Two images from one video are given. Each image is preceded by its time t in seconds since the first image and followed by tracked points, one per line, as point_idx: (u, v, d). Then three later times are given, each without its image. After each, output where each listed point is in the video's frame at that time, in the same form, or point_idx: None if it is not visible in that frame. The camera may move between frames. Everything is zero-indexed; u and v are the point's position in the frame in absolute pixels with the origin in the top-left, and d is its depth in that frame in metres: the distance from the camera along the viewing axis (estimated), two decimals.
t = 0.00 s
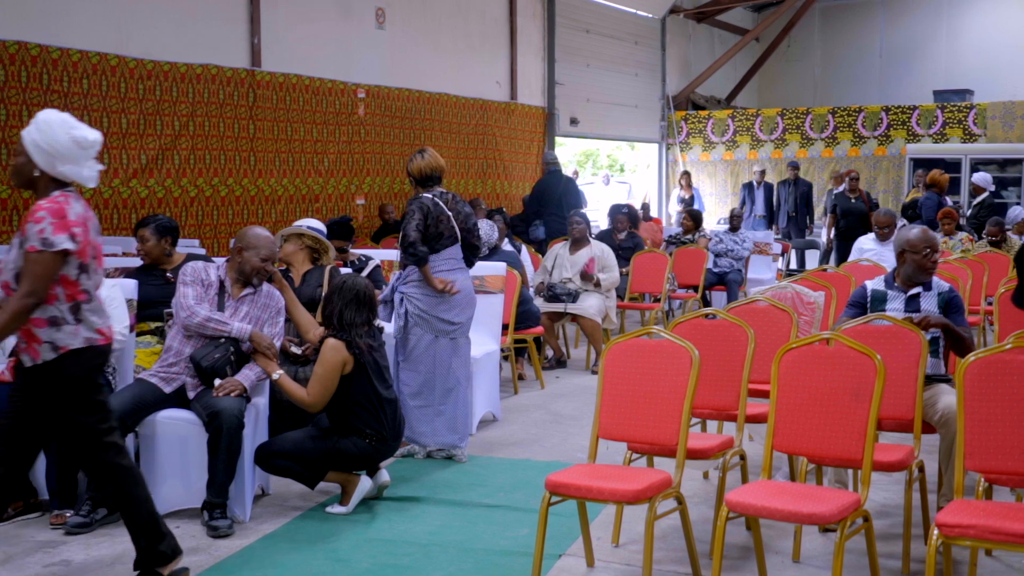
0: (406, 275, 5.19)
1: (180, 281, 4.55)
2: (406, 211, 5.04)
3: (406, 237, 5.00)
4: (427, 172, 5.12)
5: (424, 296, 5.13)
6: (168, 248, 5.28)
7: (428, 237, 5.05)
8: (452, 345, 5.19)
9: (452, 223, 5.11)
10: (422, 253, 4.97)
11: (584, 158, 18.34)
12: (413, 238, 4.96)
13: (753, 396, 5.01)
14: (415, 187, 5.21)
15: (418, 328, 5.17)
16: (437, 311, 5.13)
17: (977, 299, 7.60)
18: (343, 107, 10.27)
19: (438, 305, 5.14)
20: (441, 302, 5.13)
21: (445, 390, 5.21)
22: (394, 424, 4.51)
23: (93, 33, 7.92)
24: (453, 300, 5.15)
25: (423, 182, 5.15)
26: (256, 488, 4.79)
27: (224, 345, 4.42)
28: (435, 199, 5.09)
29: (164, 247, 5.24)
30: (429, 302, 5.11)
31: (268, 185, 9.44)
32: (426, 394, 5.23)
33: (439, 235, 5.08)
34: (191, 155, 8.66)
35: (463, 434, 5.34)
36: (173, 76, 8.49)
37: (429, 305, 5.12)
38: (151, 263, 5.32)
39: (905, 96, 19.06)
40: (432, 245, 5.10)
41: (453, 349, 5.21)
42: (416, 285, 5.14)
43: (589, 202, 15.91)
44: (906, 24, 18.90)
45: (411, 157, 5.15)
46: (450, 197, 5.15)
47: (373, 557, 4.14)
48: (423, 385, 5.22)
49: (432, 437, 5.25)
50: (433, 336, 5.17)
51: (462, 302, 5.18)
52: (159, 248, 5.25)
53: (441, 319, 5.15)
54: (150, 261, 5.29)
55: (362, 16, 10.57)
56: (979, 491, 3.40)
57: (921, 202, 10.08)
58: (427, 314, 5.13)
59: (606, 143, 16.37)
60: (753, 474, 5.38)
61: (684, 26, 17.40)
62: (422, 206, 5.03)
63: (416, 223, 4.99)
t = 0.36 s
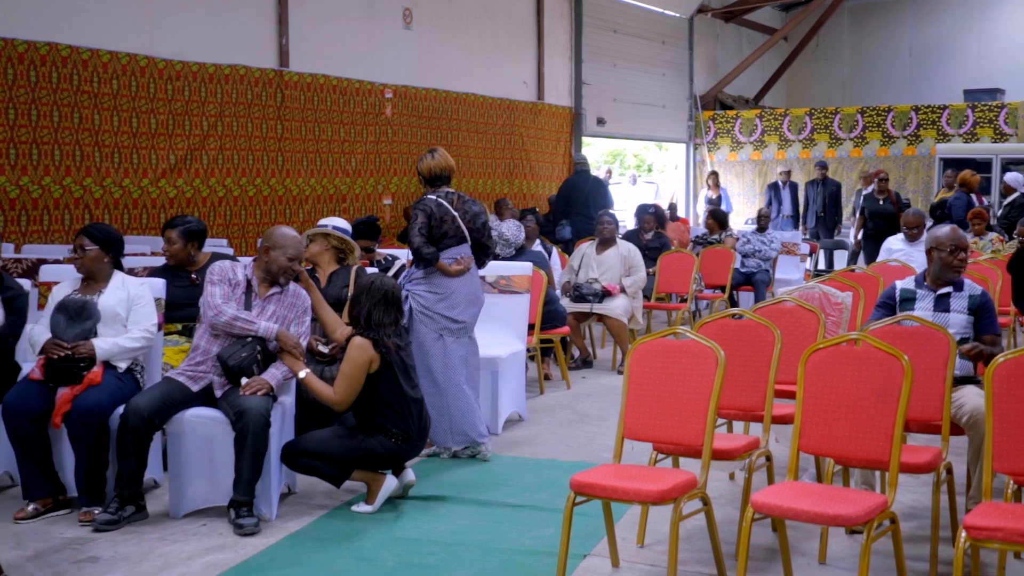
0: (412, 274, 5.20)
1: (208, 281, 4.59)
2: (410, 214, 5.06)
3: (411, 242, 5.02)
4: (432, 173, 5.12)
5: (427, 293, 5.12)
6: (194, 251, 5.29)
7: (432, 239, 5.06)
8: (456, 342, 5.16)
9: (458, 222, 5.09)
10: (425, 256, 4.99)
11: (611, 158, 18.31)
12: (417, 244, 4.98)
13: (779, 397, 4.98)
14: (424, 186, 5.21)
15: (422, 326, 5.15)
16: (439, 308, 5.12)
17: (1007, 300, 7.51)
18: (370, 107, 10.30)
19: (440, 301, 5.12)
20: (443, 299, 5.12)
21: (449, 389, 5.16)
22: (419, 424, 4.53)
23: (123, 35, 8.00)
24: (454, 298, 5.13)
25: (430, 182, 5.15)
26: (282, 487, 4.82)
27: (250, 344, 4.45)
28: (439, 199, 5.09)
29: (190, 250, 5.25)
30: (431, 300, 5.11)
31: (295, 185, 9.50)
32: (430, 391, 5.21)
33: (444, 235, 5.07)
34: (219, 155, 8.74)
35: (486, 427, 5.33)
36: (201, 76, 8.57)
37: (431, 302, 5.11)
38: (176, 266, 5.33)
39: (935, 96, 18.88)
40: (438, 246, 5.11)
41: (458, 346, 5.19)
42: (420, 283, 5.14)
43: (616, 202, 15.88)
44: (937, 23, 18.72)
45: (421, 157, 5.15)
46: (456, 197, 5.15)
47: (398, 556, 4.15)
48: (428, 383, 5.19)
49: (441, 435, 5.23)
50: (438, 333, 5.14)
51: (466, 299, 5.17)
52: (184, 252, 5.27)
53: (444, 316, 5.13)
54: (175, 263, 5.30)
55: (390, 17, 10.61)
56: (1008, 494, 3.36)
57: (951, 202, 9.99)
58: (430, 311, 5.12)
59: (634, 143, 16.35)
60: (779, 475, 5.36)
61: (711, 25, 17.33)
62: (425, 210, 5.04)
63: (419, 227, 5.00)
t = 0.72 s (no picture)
0: (435, 274, 5.24)
1: (239, 280, 4.61)
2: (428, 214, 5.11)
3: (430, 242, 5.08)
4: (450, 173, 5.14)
5: (449, 292, 5.15)
6: (213, 253, 5.34)
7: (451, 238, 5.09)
8: (478, 340, 5.15)
9: (476, 221, 5.10)
10: (442, 254, 5.04)
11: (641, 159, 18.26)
12: (434, 244, 5.04)
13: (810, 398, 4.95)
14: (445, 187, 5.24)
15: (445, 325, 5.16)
16: (461, 307, 5.14)
17: None
18: (401, 107, 10.32)
19: (462, 300, 5.14)
20: (465, 298, 5.14)
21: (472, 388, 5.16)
22: (449, 424, 4.55)
23: (156, 35, 8.08)
24: (475, 295, 5.14)
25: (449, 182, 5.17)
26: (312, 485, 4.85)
27: (281, 342, 4.48)
28: (457, 199, 5.11)
29: (210, 252, 5.31)
30: (453, 298, 5.13)
31: (326, 184, 9.55)
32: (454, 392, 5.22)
33: (463, 235, 5.10)
34: (250, 155, 8.81)
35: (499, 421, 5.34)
36: (233, 77, 8.64)
37: (453, 301, 5.13)
38: (195, 268, 5.39)
39: (969, 95, 18.67)
40: (458, 245, 5.15)
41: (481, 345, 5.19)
42: (442, 282, 5.17)
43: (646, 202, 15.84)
44: (970, 21, 18.50)
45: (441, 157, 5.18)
46: (475, 196, 5.16)
47: (427, 555, 4.17)
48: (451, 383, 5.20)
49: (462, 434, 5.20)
50: (460, 332, 5.13)
51: (488, 298, 5.17)
52: (204, 254, 5.32)
53: (466, 314, 5.14)
54: (195, 264, 5.36)
55: (419, 17, 10.64)
56: None
57: (983, 202, 9.88)
58: (453, 310, 5.13)
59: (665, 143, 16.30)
60: (809, 476, 5.32)
61: (742, 25, 17.25)
62: (442, 210, 5.07)
63: (436, 227, 5.05)
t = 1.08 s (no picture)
0: (478, 272, 5.18)
1: (273, 280, 4.63)
2: (476, 213, 5.03)
3: (482, 241, 5.02)
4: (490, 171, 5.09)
5: (497, 290, 5.10)
6: (234, 255, 5.34)
7: (501, 237, 5.05)
8: (525, 336, 5.16)
9: (522, 219, 5.09)
10: (500, 252, 4.99)
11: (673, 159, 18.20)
12: (493, 243, 4.98)
13: (845, 399, 4.90)
14: (478, 187, 5.17)
15: (492, 322, 5.12)
16: (510, 304, 5.11)
17: None
18: (433, 106, 10.32)
19: (510, 298, 5.10)
20: (514, 295, 5.10)
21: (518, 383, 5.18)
22: (482, 423, 4.55)
23: (191, 36, 8.15)
24: (524, 293, 5.13)
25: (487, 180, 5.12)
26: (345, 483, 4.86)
27: (314, 342, 4.49)
28: (501, 197, 5.08)
29: (230, 254, 5.31)
30: (502, 296, 5.09)
31: (358, 184, 9.58)
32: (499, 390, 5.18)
33: (511, 233, 5.07)
34: (283, 155, 8.86)
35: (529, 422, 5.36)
36: (267, 77, 8.69)
37: (504, 299, 5.09)
38: (218, 270, 5.40)
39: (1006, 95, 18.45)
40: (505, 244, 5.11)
41: (525, 341, 5.19)
42: (490, 280, 5.11)
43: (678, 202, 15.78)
44: (1008, 20, 18.29)
45: (478, 155, 5.11)
46: (514, 195, 5.16)
47: (459, 554, 4.17)
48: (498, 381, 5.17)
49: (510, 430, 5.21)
50: (507, 330, 5.12)
51: (533, 294, 5.16)
52: (225, 256, 5.33)
53: (514, 311, 5.12)
54: (216, 266, 5.36)
55: (452, 16, 10.65)
56: None
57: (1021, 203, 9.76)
58: (503, 307, 5.10)
59: (697, 143, 16.22)
60: (844, 478, 5.27)
61: (776, 24, 17.14)
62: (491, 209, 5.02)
63: (489, 226, 4.99)
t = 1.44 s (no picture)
0: (525, 271, 5.17)
1: (305, 279, 4.65)
2: (528, 213, 5.02)
3: (540, 239, 5.01)
4: (534, 170, 5.07)
5: (548, 288, 5.10)
6: (264, 254, 5.41)
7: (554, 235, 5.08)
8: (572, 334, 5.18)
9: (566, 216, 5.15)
10: (560, 250, 5.02)
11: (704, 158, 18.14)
12: (553, 240, 4.99)
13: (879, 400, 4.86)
14: (514, 187, 5.13)
15: (542, 321, 5.11)
16: (561, 302, 5.11)
17: None
18: (464, 106, 10.33)
19: (561, 296, 5.12)
20: (565, 293, 5.12)
21: (563, 380, 5.19)
22: (513, 421, 4.54)
23: (224, 36, 8.21)
24: (573, 290, 5.16)
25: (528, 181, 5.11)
26: (377, 482, 4.87)
27: (346, 340, 4.51)
28: (546, 195, 5.09)
29: (261, 252, 5.38)
30: (555, 294, 5.09)
31: (390, 184, 9.60)
32: (548, 388, 5.16)
33: (560, 231, 5.11)
34: (315, 154, 8.89)
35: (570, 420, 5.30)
36: (300, 77, 8.73)
37: (556, 297, 5.09)
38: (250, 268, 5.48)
39: None
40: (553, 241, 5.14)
41: (570, 339, 5.21)
42: (541, 279, 5.11)
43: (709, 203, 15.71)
44: None
45: (518, 154, 5.07)
46: (554, 193, 5.19)
47: (489, 553, 4.17)
48: (546, 381, 5.14)
49: (557, 427, 5.20)
50: (556, 327, 5.13)
51: (578, 292, 5.20)
52: (255, 255, 5.40)
53: (564, 309, 5.12)
54: (247, 266, 5.43)
55: (483, 17, 10.68)
56: None
57: None
58: (555, 306, 5.09)
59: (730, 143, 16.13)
60: (878, 479, 5.22)
61: (809, 23, 17.03)
62: (544, 208, 5.03)
63: (545, 224, 5.00)
